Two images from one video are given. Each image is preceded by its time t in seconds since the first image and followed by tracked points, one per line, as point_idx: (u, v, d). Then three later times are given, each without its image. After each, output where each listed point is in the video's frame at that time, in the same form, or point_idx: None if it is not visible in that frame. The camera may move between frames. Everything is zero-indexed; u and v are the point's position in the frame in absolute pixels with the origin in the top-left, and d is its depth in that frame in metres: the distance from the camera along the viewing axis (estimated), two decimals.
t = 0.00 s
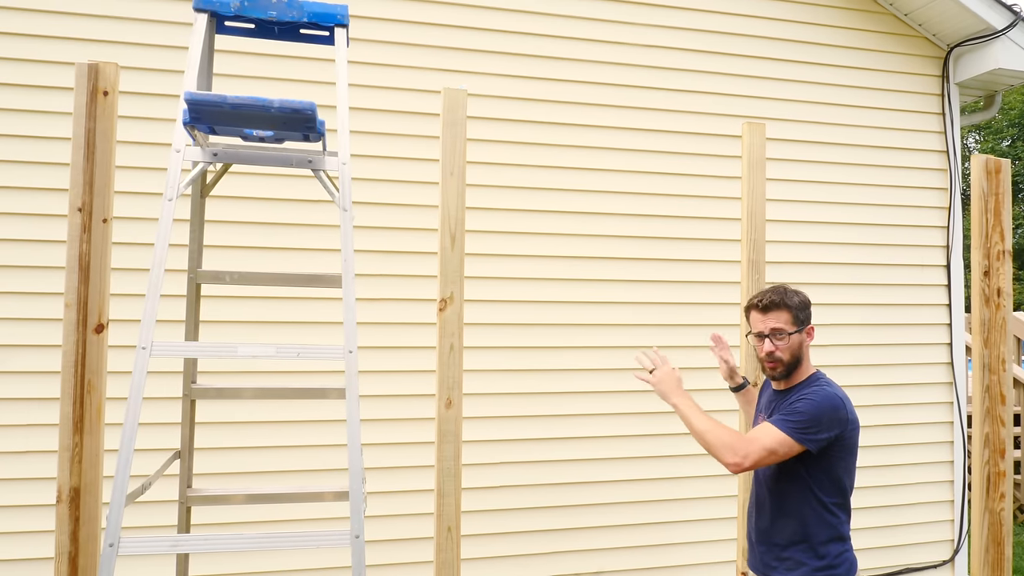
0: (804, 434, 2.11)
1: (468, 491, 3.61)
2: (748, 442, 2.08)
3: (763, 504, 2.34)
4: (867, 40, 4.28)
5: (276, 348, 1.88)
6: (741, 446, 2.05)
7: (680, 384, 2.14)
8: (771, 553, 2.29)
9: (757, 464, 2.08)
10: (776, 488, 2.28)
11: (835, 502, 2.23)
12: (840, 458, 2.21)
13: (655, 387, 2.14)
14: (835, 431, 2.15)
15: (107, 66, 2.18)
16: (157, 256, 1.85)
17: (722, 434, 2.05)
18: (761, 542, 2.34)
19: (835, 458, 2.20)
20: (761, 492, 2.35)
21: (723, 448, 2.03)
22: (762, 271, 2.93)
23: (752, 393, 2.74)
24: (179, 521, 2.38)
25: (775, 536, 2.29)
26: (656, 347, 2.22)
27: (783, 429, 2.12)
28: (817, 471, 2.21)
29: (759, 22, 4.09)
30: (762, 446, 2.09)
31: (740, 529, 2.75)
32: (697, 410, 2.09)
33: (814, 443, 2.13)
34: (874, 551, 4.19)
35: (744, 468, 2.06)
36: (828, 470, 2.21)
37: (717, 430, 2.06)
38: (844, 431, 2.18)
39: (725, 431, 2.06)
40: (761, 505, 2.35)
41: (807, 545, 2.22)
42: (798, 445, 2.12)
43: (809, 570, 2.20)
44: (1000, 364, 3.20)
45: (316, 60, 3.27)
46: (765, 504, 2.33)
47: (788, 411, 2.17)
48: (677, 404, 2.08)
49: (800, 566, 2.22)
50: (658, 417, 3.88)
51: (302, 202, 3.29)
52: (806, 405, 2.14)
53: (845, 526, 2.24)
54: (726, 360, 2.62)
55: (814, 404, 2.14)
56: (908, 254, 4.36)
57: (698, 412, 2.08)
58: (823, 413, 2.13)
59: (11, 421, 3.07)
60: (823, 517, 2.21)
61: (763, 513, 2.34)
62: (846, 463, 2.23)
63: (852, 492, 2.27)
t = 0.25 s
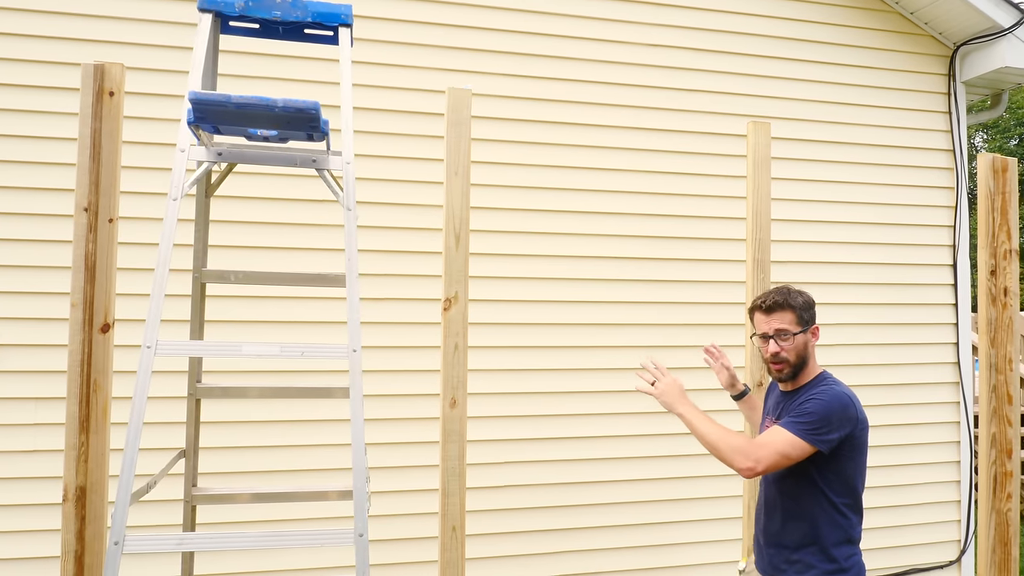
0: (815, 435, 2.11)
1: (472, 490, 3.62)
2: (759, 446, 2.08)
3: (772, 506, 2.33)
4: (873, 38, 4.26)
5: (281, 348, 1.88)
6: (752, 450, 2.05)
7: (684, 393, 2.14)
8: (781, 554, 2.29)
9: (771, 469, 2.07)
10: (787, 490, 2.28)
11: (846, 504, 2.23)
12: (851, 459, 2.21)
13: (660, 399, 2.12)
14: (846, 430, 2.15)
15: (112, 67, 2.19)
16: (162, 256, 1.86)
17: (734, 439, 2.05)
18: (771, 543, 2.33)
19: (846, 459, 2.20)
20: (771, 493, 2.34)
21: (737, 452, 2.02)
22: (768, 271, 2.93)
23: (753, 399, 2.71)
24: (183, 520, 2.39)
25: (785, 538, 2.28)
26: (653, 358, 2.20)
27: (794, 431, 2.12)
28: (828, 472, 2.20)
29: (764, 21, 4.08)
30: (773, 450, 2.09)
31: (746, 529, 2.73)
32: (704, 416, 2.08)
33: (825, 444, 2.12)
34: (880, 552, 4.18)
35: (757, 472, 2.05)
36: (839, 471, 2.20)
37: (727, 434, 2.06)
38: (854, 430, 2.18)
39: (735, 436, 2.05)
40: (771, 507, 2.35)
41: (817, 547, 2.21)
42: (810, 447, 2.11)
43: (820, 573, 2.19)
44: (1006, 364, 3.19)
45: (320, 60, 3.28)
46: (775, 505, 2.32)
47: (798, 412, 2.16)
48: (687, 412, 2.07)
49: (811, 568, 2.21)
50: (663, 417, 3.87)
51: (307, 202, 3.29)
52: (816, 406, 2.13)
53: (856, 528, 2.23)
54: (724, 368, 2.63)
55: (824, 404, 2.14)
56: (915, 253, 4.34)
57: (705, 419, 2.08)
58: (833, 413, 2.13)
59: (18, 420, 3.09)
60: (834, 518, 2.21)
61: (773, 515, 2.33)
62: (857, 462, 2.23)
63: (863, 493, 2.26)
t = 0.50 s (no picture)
0: (823, 434, 2.10)
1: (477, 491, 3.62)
2: (769, 449, 2.08)
3: (776, 505, 2.33)
4: (878, 38, 4.26)
5: (286, 348, 1.88)
6: (761, 453, 2.06)
7: (690, 397, 2.14)
8: (785, 553, 2.28)
9: (780, 471, 2.07)
10: (791, 489, 2.27)
11: (850, 502, 2.23)
12: (857, 458, 2.20)
13: (667, 402, 2.12)
14: (853, 429, 2.14)
15: (117, 68, 2.19)
16: (168, 257, 1.86)
17: (743, 443, 2.05)
18: (775, 542, 2.33)
19: (852, 458, 2.20)
20: (775, 493, 2.34)
21: (747, 457, 2.03)
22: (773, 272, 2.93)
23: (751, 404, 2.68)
24: (189, 520, 2.40)
25: (790, 537, 2.28)
26: (659, 364, 2.21)
27: (802, 431, 2.11)
28: (834, 471, 2.20)
29: (769, 21, 4.07)
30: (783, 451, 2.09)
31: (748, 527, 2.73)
32: (710, 421, 2.09)
33: (832, 443, 2.12)
34: (885, 553, 4.17)
35: (767, 474, 2.06)
36: (844, 470, 2.20)
37: (736, 437, 2.06)
38: (859, 429, 2.17)
39: (744, 439, 2.06)
40: (775, 506, 2.34)
41: (822, 546, 2.21)
42: (818, 446, 2.10)
43: (825, 571, 2.19)
44: (1013, 364, 3.18)
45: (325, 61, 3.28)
46: (779, 504, 2.32)
47: (805, 412, 2.16)
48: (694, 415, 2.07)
49: (815, 567, 2.21)
50: (667, 418, 3.87)
51: (311, 203, 3.30)
52: (822, 405, 2.13)
53: (860, 527, 2.23)
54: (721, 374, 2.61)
55: (831, 403, 2.13)
56: (920, 253, 4.33)
57: (712, 424, 2.08)
58: (840, 412, 2.12)
59: (23, 420, 3.10)
60: (839, 517, 2.21)
61: (777, 514, 2.33)
62: (861, 461, 2.23)
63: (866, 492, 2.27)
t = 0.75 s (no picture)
0: (824, 432, 2.11)
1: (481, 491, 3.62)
2: (779, 449, 2.07)
3: (768, 500, 2.31)
4: (883, 37, 4.25)
5: (293, 349, 1.89)
6: (773, 454, 2.06)
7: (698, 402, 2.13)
8: (775, 549, 2.27)
9: (792, 472, 2.07)
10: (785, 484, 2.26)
11: (841, 500, 2.23)
12: (850, 457, 2.21)
13: (676, 407, 2.11)
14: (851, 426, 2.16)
15: (123, 69, 2.20)
16: (175, 257, 1.87)
17: (754, 445, 2.05)
18: (765, 537, 2.31)
19: (845, 457, 2.20)
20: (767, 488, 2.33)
21: (759, 461, 2.03)
22: (777, 272, 2.93)
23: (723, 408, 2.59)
24: (195, 520, 2.41)
25: (780, 532, 2.27)
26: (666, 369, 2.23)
27: (804, 429, 2.11)
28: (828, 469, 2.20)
29: (774, 21, 4.07)
30: (791, 449, 2.08)
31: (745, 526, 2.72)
32: (720, 422, 2.08)
33: (835, 441, 2.12)
34: (890, 554, 4.17)
35: (779, 476, 2.06)
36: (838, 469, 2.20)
37: (747, 438, 2.06)
38: (855, 426, 2.19)
39: (756, 441, 2.05)
40: (766, 501, 2.33)
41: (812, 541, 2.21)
42: (820, 445, 2.10)
43: (813, 567, 2.19)
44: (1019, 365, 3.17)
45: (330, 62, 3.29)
46: (770, 499, 2.31)
47: (806, 409, 2.16)
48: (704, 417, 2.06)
49: (804, 562, 2.20)
50: (672, 418, 3.87)
51: (316, 203, 3.30)
52: (823, 403, 2.14)
53: (849, 525, 2.24)
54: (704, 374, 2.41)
55: (831, 401, 2.14)
56: (925, 253, 4.32)
57: (722, 425, 2.08)
58: (839, 410, 2.13)
59: (30, 421, 3.11)
60: (829, 514, 2.21)
61: (767, 510, 2.31)
62: (854, 460, 2.24)
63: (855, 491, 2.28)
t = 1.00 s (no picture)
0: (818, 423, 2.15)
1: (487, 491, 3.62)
2: (790, 445, 2.11)
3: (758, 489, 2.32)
4: (889, 37, 4.24)
5: (301, 349, 1.89)
6: (784, 451, 2.10)
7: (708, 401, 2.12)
8: (766, 537, 2.28)
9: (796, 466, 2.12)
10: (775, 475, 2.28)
11: (831, 490, 2.27)
12: (837, 446, 2.24)
13: (692, 408, 2.09)
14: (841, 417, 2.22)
15: (130, 70, 2.20)
16: (183, 258, 1.87)
17: (767, 445, 2.08)
18: (756, 526, 2.32)
19: (834, 447, 2.23)
20: (757, 478, 2.34)
21: (770, 461, 2.08)
22: (783, 272, 2.92)
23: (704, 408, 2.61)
24: (202, 520, 2.41)
25: (772, 522, 2.28)
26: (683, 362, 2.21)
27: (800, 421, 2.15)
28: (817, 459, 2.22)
29: (779, 21, 4.06)
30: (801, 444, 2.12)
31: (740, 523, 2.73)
32: (733, 425, 2.09)
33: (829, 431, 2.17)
34: (896, 554, 4.16)
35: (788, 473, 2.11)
36: (826, 459, 2.23)
37: (760, 440, 2.08)
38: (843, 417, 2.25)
39: (766, 441, 2.09)
40: (756, 490, 2.34)
41: (801, 529, 2.24)
42: (815, 436, 2.14)
43: (804, 556, 2.22)
44: None
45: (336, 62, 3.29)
46: (760, 489, 2.32)
47: (799, 403, 2.20)
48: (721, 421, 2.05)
49: (795, 551, 2.23)
50: (677, 418, 3.87)
51: (322, 203, 3.30)
52: (814, 394, 2.19)
53: (835, 514, 2.28)
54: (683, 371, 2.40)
55: (822, 392, 2.19)
56: (931, 253, 4.31)
57: (736, 429, 2.09)
58: (829, 399, 2.18)
59: (38, 420, 3.12)
60: (818, 504, 2.24)
61: (759, 500, 2.32)
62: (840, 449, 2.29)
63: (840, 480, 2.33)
